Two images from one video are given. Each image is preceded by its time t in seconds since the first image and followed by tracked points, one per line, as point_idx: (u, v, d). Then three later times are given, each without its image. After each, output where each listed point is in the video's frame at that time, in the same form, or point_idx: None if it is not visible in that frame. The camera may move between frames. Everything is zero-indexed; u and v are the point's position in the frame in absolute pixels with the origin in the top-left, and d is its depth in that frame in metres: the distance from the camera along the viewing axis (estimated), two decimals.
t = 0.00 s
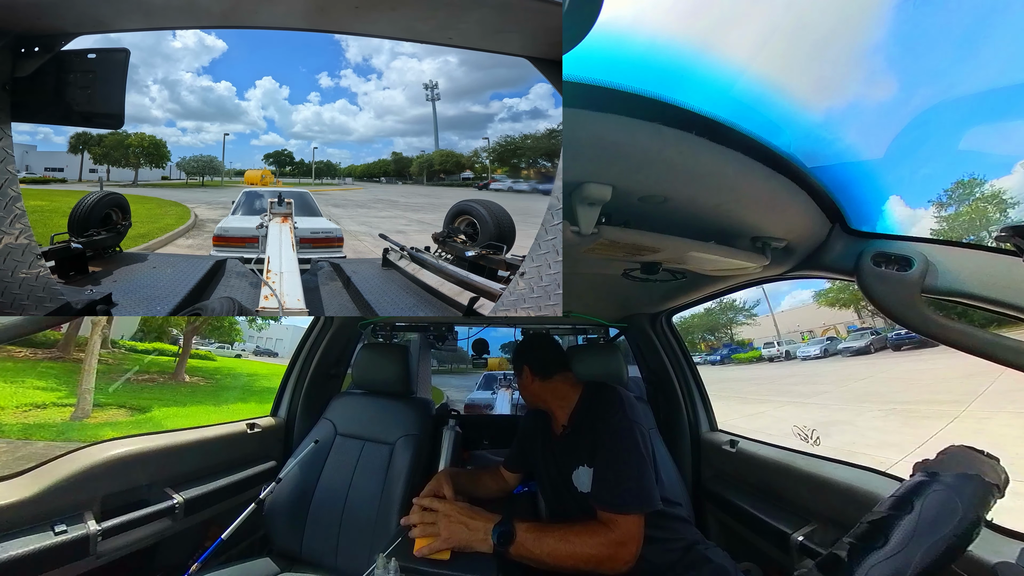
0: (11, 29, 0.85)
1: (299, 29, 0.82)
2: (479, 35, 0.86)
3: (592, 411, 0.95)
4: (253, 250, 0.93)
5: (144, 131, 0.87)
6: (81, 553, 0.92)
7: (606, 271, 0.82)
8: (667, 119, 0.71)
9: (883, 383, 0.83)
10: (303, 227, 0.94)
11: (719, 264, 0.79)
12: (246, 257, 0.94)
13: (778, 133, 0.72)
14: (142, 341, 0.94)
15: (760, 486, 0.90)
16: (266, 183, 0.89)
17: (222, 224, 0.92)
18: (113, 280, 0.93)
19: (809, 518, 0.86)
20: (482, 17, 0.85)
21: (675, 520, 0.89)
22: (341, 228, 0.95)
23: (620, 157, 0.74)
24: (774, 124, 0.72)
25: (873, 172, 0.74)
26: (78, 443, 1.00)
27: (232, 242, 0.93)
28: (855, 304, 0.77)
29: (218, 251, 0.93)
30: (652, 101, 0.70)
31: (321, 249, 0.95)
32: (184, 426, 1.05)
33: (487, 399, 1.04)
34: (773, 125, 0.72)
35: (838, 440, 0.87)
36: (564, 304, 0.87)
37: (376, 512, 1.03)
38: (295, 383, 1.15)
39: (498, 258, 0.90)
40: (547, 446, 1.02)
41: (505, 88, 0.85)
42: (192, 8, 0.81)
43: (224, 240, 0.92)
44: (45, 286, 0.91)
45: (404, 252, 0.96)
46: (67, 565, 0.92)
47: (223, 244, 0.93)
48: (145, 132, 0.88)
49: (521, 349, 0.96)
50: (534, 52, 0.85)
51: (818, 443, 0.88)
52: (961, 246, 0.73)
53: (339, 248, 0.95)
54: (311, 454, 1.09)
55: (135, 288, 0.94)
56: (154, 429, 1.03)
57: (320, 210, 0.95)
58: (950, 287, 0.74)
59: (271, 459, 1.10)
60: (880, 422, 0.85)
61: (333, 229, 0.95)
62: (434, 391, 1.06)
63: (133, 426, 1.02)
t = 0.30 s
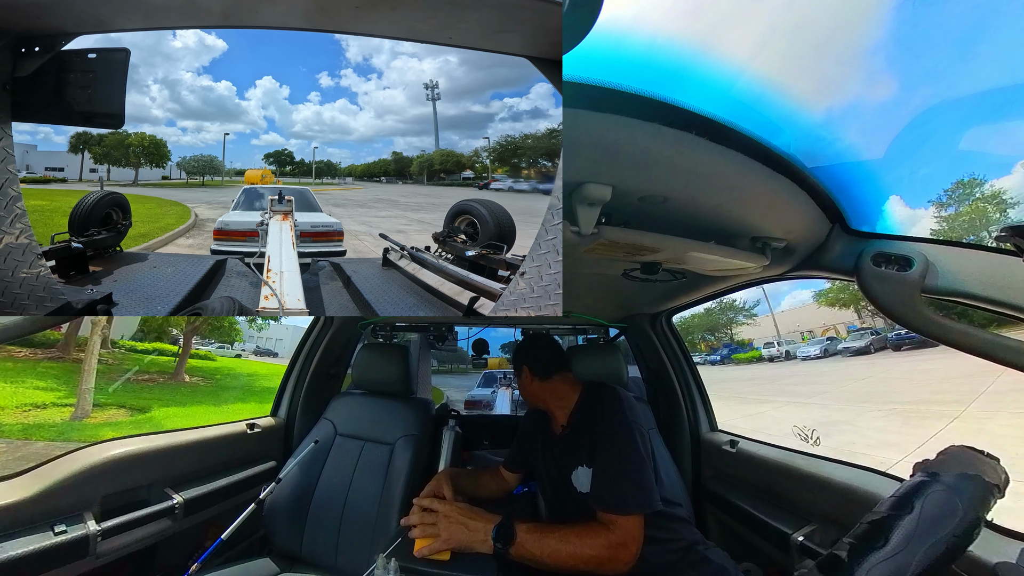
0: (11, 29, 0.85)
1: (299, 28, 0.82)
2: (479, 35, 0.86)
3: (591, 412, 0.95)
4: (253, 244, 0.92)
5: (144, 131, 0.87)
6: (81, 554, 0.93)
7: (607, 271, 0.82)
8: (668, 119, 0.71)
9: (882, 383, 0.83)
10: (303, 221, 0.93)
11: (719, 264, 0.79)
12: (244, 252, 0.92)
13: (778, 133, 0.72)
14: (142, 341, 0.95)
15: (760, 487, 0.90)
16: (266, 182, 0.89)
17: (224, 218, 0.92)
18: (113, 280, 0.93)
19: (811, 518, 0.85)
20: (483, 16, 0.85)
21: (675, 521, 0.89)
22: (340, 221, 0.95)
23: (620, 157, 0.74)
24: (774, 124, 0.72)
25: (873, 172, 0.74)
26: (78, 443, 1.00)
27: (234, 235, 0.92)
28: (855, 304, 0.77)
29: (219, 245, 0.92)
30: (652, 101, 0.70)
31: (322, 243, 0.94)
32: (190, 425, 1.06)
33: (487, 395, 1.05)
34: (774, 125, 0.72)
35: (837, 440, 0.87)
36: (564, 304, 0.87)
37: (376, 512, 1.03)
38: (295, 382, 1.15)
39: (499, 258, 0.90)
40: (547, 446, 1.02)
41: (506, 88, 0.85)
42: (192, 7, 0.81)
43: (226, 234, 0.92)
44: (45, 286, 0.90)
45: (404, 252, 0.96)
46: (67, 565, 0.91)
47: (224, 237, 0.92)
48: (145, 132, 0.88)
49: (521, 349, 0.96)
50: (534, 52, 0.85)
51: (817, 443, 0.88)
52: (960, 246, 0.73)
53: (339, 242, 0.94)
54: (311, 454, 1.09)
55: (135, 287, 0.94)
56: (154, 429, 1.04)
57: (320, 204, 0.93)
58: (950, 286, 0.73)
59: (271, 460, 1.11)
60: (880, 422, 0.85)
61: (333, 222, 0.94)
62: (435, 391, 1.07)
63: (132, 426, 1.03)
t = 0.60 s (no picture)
0: (11, 29, 0.85)
1: (299, 28, 0.82)
2: (479, 34, 0.86)
3: (591, 413, 0.95)
4: (253, 238, 0.93)
5: (144, 131, 0.88)
6: (81, 554, 0.93)
7: (606, 271, 0.82)
8: (667, 119, 0.71)
9: (883, 383, 0.83)
10: (303, 216, 0.93)
11: (720, 264, 0.79)
12: (243, 247, 0.92)
13: (778, 134, 0.72)
14: (141, 341, 0.95)
15: (760, 487, 0.89)
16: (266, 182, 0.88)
17: (223, 213, 0.92)
18: (113, 280, 0.93)
19: (811, 518, 0.85)
20: (483, 16, 0.85)
21: (675, 521, 0.89)
22: (340, 216, 0.93)
23: (620, 157, 0.74)
24: (775, 124, 0.72)
25: (873, 172, 0.74)
26: (79, 442, 1.00)
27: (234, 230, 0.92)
28: (855, 304, 0.77)
29: (219, 239, 0.92)
30: (652, 101, 0.70)
31: (321, 237, 0.93)
32: (191, 426, 1.06)
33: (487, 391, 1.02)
34: (774, 125, 0.72)
35: (838, 440, 0.87)
36: (564, 304, 0.88)
37: (376, 513, 1.03)
38: (296, 380, 1.15)
39: (499, 258, 0.91)
40: (547, 446, 1.03)
41: (506, 87, 0.85)
42: (192, 7, 0.81)
43: (226, 229, 0.92)
44: (46, 286, 0.91)
45: (405, 252, 0.96)
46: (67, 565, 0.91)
47: (224, 232, 0.92)
48: (146, 132, 0.88)
49: (521, 349, 0.94)
50: (534, 51, 0.85)
51: (818, 443, 0.88)
52: (961, 246, 0.73)
53: (340, 237, 0.93)
54: (310, 455, 1.09)
55: (135, 287, 0.94)
56: (154, 429, 1.04)
57: (320, 201, 0.92)
58: (950, 286, 0.73)
59: (271, 460, 1.09)
60: (880, 421, 0.85)
61: (333, 217, 0.93)
62: (434, 391, 1.06)
63: (132, 426, 1.02)
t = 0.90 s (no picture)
0: (11, 28, 0.85)
1: (299, 28, 0.82)
2: (479, 34, 0.86)
3: (591, 412, 0.95)
4: (253, 233, 0.92)
5: (143, 131, 0.87)
6: (81, 553, 0.92)
7: (606, 271, 0.82)
8: (668, 119, 0.71)
9: (883, 383, 0.83)
10: (304, 210, 0.93)
11: (719, 263, 0.78)
12: (244, 241, 0.92)
13: (778, 133, 0.72)
14: (142, 341, 0.95)
15: (759, 487, 0.89)
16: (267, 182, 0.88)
17: (224, 207, 0.91)
18: (113, 280, 0.93)
19: (811, 518, 0.85)
20: (483, 16, 0.85)
21: (675, 521, 0.89)
22: (341, 211, 0.94)
23: (621, 157, 0.74)
24: (774, 124, 0.72)
25: (873, 172, 0.74)
26: (78, 442, 1.00)
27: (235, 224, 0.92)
28: (855, 304, 0.77)
29: (219, 234, 0.92)
30: (652, 101, 0.71)
31: (321, 232, 0.93)
32: (186, 426, 1.06)
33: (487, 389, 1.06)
34: (774, 125, 0.72)
35: (838, 440, 0.87)
36: (564, 304, 0.87)
37: (376, 512, 1.03)
38: (296, 380, 1.17)
39: (499, 258, 0.90)
40: (547, 445, 1.03)
41: (506, 87, 0.85)
42: (192, 7, 0.81)
43: (227, 223, 0.92)
44: (46, 285, 0.90)
45: (404, 252, 0.96)
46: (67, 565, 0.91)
47: (224, 227, 0.92)
48: (145, 131, 0.88)
49: (522, 348, 0.96)
50: (534, 51, 0.85)
51: (818, 443, 0.88)
52: (961, 246, 0.73)
53: (339, 232, 0.94)
54: (311, 454, 1.09)
55: (136, 287, 0.94)
56: (154, 428, 1.04)
57: (320, 198, 0.92)
58: (949, 287, 0.73)
59: (271, 459, 1.12)
60: (880, 421, 0.85)
61: (333, 212, 0.93)
62: (434, 391, 1.08)
63: (132, 426, 1.02)
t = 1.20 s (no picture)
0: (11, 28, 0.85)
1: (299, 28, 0.82)
2: (480, 34, 0.86)
3: (591, 413, 0.95)
4: (253, 234, 0.92)
5: (144, 131, 0.87)
6: (81, 554, 0.93)
7: (607, 271, 0.82)
8: (667, 119, 0.71)
9: (883, 383, 0.83)
10: (304, 211, 0.93)
11: (719, 264, 0.78)
12: (244, 243, 0.92)
13: (778, 134, 0.72)
14: (142, 341, 0.96)
15: (760, 488, 0.89)
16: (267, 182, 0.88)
17: (224, 208, 0.91)
18: (113, 280, 0.93)
19: (811, 519, 0.85)
20: (483, 16, 0.85)
21: (674, 521, 0.89)
22: (341, 212, 0.94)
23: (620, 157, 0.74)
24: (774, 124, 0.72)
25: (873, 171, 0.74)
26: (77, 443, 1.00)
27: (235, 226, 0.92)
28: (855, 304, 0.76)
29: (219, 235, 0.92)
30: (652, 101, 0.70)
31: (322, 233, 0.93)
32: (186, 426, 1.06)
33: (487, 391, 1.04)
34: (774, 125, 0.72)
35: (838, 440, 0.87)
36: (564, 303, 0.87)
37: (376, 512, 1.03)
38: (296, 380, 1.16)
39: (500, 258, 0.90)
40: (547, 445, 1.02)
41: (506, 87, 0.85)
42: (193, 7, 0.81)
43: (227, 225, 0.92)
44: (46, 285, 0.90)
45: (405, 252, 0.96)
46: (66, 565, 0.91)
47: (224, 228, 0.92)
48: (146, 131, 0.88)
49: (521, 348, 0.96)
50: (534, 51, 0.85)
51: (818, 443, 0.88)
52: (961, 246, 0.73)
53: (340, 233, 0.94)
54: (310, 454, 1.09)
55: (136, 286, 0.94)
56: (154, 429, 1.04)
57: (320, 199, 0.92)
58: (949, 287, 0.73)
59: (271, 459, 1.11)
60: (881, 422, 0.84)
61: (333, 213, 0.93)
62: (434, 391, 1.07)
63: (132, 426, 1.02)
